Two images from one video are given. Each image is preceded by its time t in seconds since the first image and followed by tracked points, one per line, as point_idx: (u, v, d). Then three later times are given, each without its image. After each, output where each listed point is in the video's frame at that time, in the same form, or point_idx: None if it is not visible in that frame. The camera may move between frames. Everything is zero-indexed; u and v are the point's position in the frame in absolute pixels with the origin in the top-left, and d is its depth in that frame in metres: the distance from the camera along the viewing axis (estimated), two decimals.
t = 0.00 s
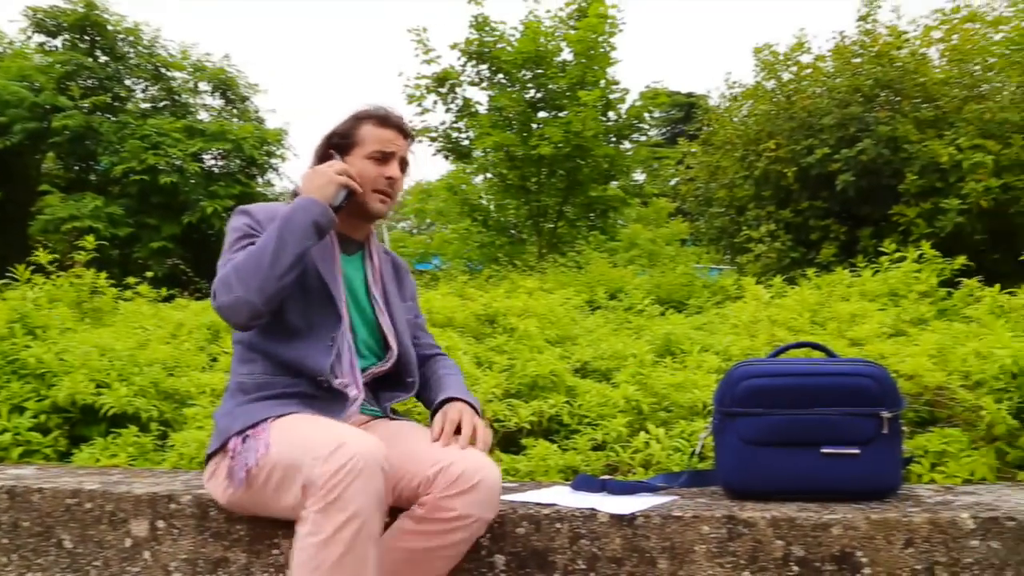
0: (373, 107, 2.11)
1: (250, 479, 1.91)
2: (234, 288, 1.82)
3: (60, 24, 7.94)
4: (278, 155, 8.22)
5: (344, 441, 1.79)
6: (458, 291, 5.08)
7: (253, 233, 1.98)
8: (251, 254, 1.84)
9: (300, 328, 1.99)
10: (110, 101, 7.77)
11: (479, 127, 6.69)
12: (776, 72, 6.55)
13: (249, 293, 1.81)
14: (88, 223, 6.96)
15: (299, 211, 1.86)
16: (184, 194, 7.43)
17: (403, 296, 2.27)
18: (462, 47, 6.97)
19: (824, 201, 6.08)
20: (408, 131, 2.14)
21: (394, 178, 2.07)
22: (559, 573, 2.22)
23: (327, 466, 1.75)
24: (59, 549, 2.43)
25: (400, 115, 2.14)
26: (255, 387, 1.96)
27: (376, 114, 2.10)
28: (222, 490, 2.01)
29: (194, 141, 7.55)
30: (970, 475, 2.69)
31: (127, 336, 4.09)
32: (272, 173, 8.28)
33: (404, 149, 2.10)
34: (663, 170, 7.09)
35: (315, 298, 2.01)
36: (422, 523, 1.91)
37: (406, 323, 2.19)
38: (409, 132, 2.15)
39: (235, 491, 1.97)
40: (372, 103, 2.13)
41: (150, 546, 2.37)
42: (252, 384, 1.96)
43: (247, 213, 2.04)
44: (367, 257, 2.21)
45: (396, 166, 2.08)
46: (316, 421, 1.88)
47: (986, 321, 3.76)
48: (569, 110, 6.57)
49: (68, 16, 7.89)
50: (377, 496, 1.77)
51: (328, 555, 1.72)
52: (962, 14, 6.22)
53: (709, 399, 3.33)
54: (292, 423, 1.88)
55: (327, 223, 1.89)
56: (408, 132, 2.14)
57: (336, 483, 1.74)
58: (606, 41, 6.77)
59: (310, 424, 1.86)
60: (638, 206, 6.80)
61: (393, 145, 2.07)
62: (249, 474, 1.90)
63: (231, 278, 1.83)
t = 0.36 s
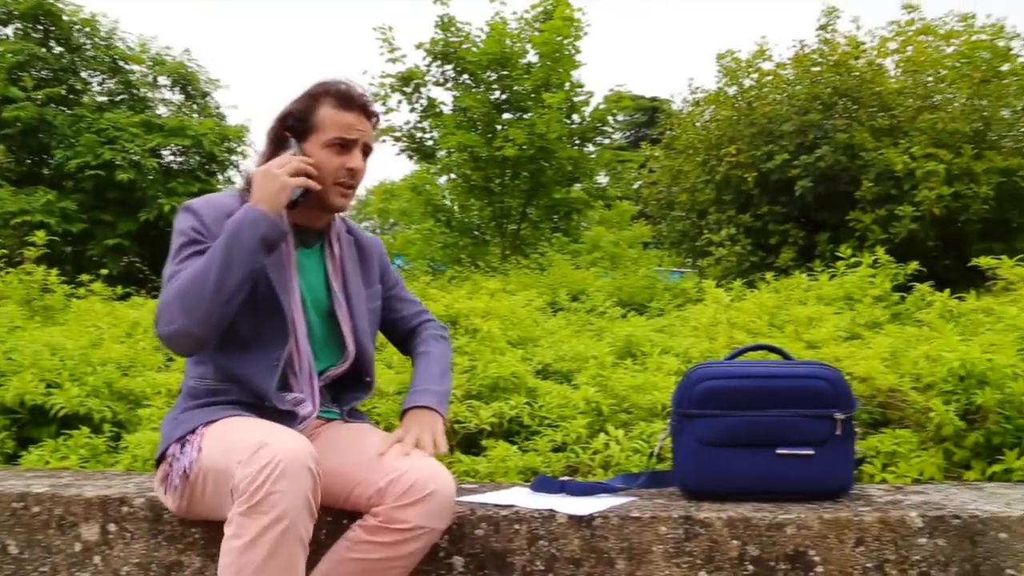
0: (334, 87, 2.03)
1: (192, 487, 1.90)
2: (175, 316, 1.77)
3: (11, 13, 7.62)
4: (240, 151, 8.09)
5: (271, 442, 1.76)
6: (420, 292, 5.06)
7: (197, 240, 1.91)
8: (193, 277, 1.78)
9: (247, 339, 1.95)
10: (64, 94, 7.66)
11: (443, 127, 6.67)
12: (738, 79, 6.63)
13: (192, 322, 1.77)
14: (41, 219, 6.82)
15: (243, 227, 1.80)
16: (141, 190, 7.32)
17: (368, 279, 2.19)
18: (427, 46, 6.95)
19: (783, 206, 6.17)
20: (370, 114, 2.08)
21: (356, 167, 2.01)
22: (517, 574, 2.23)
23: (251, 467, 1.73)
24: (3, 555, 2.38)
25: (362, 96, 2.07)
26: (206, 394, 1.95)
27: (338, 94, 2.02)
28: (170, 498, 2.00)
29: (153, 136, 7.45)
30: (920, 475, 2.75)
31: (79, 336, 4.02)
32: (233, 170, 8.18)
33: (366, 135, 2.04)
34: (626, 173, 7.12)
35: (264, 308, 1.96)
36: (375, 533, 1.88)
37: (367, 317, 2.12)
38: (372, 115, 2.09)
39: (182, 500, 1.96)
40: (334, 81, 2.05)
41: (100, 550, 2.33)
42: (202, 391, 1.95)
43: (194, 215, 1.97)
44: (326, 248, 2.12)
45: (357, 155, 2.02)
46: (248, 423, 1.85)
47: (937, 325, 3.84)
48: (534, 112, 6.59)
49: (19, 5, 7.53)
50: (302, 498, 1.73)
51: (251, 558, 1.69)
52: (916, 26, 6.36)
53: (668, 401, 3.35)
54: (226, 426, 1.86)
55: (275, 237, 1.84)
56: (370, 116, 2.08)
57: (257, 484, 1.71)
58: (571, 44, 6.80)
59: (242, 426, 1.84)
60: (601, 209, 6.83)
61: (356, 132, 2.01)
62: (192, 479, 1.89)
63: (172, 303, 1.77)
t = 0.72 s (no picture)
0: (287, 73, 2.00)
1: (151, 492, 1.88)
2: (131, 338, 1.75)
3: None
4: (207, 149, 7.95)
5: (215, 444, 1.75)
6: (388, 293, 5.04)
7: (151, 249, 1.89)
8: (145, 296, 1.75)
9: (207, 344, 1.93)
10: (23, 86, 7.54)
11: (413, 126, 6.65)
12: (706, 84, 6.69)
13: (148, 343, 1.75)
14: None
15: (196, 242, 1.76)
16: (103, 186, 7.22)
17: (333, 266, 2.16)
18: (397, 45, 6.92)
19: (749, 210, 6.23)
20: (326, 101, 2.05)
21: (311, 161, 1.98)
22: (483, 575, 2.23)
23: (196, 470, 1.71)
24: None
25: (317, 81, 2.03)
26: (168, 398, 1.93)
27: (291, 81, 1.99)
28: (129, 502, 1.97)
29: (116, 132, 7.35)
30: (880, 475, 2.79)
31: (38, 335, 3.96)
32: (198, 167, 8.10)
33: (323, 123, 2.01)
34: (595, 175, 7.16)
35: (222, 313, 1.93)
36: (349, 544, 1.85)
37: (330, 305, 2.09)
38: (328, 101, 2.05)
39: (141, 505, 1.94)
40: (287, 67, 2.01)
41: (57, 554, 2.30)
42: (165, 394, 1.93)
43: (147, 221, 1.93)
44: (287, 242, 2.09)
45: (313, 145, 2.00)
46: (207, 426, 1.83)
47: (897, 328, 3.90)
48: (504, 113, 6.59)
49: None
50: (250, 499, 1.71)
51: (199, 563, 1.67)
52: (880, 35, 6.46)
53: (634, 402, 3.37)
54: (176, 429, 1.85)
55: (232, 249, 1.80)
56: (326, 102, 2.05)
57: (202, 487, 1.69)
58: (541, 46, 6.80)
59: (191, 429, 1.83)
60: (570, 210, 6.85)
61: (310, 122, 1.98)
62: (150, 484, 1.87)
63: (125, 325, 1.75)
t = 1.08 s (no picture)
0: (250, 67, 1.99)
1: (134, 493, 1.88)
2: (95, 336, 1.74)
3: None
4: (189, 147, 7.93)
5: (208, 445, 1.74)
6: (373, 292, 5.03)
7: (118, 248, 1.86)
8: (108, 293, 1.74)
9: (178, 342, 1.92)
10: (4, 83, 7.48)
11: (398, 126, 6.64)
12: (691, 86, 6.72)
13: (111, 341, 1.73)
14: None
15: (158, 237, 1.75)
16: (84, 184, 7.17)
17: (304, 262, 2.15)
18: (383, 45, 6.91)
19: (733, 211, 6.26)
20: (291, 93, 2.04)
21: (279, 153, 1.97)
22: None
23: (188, 471, 1.71)
24: None
25: (282, 75, 2.03)
26: (144, 398, 1.93)
27: (255, 75, 1.98)
28: (109, 504, 1.97)
29: (98, 129, 7.30)
30: (861, 476, 2.81)
31: (17, 335, 3.92)
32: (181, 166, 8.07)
33: (289, 116, 2.01)
34: (580, 176, 7.18)
35: (191, 311, 1.91)
36: (330, 542, 1.85)
37: (299, 300, 2.07)
38: (293, 94, 2.05)
39: (121, 506, 1.93)
40: (250, 61, 2.01)
41: (36, 556, 2.28)
42: (141, 394, 1.93)
43: (115, 222, 1.91)
44: (255, 241, 2.08)
45: (280, 139, 1.99)
46: (192, 427, 1.82)
47: (879, 330, 3.94)
48: (489, 114, 6.60)
49: None
50: (241, 500, 1.71)
51: (190, 563, 1.66)
52: (862, 40, 6.51)
53: (618, 402, 3.37)
54: (164, 429, 1.84)
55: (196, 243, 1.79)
56: (291, 95, 2.04)
57: (194, 487, 1.68)
58: (526, 47, 6.81)
59: (182, 429, 1.82)
60: (555, 211, 6.87)
61: (276, 114, 1.97)
62: (132, 485, 1.86)
63: (89, 324, 1.74)
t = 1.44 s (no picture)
0: (273, 71, 1.99)
1: (129, 491, 1.87)
2: (111, 326, 1.72)
3: None
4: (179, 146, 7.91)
5: (211, 443, 1.73)
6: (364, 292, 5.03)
7: (131, 240, 1.86)
8: (126, 284, 1.73)
9: (182, 340, 1.91)
10: None
11: (390, 126, 6.63)
12: (682, 86, 6.74)
13: (128, 331, 1.72)
14: None
15: (180, 231, 1.75)
16: (73, 183, 7.14)
17: (308, 267, 2.15)
18: (375, 44, 6.91)
19: (724, 212, 6.27)
20: (312, 100, 2.05)
21: (296, 157, 1.98)
22: None
23: (192, 469, 1.70)
24: None
25: (303, 81, 2.03)
26: (140, 396, 1.91)
27: (278, 79, 1.99)
28: (102, 503, 1.96)
29: (87, 128, 7.27)
30: (851, 475, 2.82)
31: (5, 334, 3.90)
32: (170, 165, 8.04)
33: (307, 122, 2.01)
34: (572, 176, 7.19)
35: (196, 311, 1.91)
36: (321, 543, 1.84)
37: (303, 305, 2.07)
38: (313, 101, 2.06)
39: (114, 505, 1.92)
40: (274, 66, 2.01)
41: (24, 557, 2.27)
42: (137, 393, 1.91)
43: (126, 215, 1.90)
44: (263, 244, 2.07)
45: (299, 143, 1.99)
46: (194, 427, 1.82)
47: (869, 331, 3.95)
48: (481, 114, 6.60)
49: None
50: (245, 501, 1.71)
51: (191, 561, 1.65)
52: (853, 41, 6.54)
53: (610, 402, 3.37)
54: (164, 428, 1.83)
55: (214, 240, 1.80)
56: (311, 102, 2.05)
57: (197, 486, 1.68)
58: (518, 47, 6.81)
59: (183, 428, 1.81)
60: (546, 211, 6.87)
61: (296, 119, 1.98)
62: (130, 484, 1.85)
63: (105, 313, 1.72)
